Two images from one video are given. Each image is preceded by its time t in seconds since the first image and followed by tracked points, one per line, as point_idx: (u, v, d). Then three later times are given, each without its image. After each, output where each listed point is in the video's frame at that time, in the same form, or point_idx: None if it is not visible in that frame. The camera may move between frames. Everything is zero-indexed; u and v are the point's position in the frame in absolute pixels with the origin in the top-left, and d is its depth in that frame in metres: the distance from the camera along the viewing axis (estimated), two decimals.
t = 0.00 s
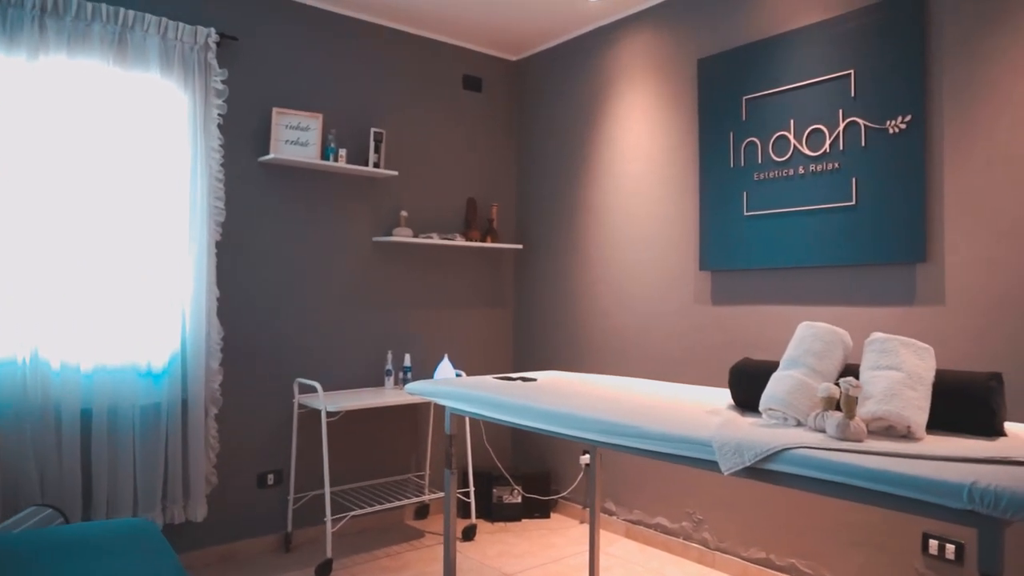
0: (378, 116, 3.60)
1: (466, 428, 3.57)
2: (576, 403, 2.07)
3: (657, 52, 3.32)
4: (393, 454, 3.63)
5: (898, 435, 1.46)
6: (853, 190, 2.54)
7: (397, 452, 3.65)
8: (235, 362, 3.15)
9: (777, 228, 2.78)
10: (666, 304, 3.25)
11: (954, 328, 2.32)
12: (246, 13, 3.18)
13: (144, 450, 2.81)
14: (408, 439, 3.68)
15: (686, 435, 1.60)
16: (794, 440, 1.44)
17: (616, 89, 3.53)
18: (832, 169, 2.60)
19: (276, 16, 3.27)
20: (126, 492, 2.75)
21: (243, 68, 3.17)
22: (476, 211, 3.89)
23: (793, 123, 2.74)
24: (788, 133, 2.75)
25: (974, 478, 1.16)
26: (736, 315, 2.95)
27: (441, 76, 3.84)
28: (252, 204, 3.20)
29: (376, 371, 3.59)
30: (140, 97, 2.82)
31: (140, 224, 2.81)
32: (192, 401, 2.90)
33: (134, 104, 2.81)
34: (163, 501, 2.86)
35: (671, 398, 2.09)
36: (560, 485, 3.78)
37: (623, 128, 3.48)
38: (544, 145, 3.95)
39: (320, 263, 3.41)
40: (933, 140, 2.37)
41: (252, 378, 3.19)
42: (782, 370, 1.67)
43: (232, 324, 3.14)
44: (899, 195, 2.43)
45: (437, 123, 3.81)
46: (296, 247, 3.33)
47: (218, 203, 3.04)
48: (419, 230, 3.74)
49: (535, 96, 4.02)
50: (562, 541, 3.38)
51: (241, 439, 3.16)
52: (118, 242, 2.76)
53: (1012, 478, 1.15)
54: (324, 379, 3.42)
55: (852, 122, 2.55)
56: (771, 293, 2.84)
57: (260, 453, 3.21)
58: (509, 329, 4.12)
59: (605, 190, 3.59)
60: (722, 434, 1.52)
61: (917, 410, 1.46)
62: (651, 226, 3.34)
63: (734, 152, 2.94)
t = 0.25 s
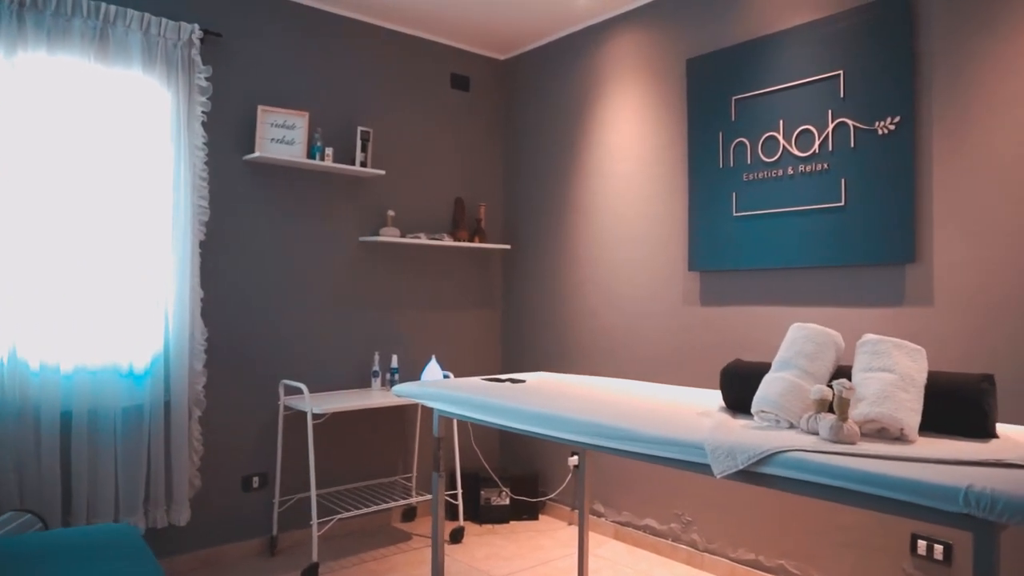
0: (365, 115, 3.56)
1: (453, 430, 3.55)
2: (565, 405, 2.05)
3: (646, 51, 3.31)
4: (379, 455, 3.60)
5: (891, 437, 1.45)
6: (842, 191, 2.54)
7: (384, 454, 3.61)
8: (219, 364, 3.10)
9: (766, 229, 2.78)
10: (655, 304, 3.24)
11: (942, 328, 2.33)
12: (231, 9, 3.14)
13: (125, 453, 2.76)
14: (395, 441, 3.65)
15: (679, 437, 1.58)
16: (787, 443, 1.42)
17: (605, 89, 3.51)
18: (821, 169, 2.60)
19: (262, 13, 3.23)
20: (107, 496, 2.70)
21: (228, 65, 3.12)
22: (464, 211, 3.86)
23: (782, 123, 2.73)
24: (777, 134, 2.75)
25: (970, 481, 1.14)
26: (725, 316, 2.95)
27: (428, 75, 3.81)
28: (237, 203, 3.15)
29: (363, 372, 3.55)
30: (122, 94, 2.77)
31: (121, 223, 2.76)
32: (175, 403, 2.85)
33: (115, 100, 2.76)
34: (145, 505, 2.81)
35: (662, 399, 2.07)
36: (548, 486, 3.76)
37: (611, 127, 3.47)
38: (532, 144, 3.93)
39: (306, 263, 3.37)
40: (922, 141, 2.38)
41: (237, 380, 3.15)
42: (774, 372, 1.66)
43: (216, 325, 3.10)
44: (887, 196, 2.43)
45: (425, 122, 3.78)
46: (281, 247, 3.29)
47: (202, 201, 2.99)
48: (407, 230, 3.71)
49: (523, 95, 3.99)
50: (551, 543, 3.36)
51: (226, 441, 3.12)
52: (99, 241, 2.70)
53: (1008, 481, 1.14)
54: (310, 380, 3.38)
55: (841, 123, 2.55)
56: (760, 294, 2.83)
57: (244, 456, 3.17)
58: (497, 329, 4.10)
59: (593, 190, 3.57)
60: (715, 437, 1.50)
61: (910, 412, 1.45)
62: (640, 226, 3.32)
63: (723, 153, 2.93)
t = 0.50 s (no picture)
0: (352, 113, 3.52)
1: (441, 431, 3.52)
2: (555, 407, 2.02)
3: (636, 51, 3.29)
4: (366, 457, 3.56)
5: (884, 440, 1.44)
6: (831, 192, 2.54)
7: (371, 456, 3.58)
8: (203, 365, 3.05)
9: (756, 229, 2.77)
10: (642, 306, 3.24)
11: (933, 329, 2.33)
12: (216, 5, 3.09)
13: (106, 456, 2.70)
14: (382, 443, 3.61)
15: (671, 440, 1.56)
16: (781, 446, 1.41)
17: (594, 88, 3.49)
18: (811, 170, 2.60)
19: (247, 9, 3.18)
20: (87, 501, 2.64)
21: (212, 62, 3.08)
22: (452, 210, 3.83)
23: (771, 123, 2.73)
24: (766, 134, 2.74)
25: (966, 485, 1.13)
26: (714, 317, 2.94)
27: (416, 73, 3.77)
28: (221, 202, 3.10)
29: (349, 374, 3.52)
30: (104, 91, 2.72)
31: (102, 222, 2.70)
32: (158, 405, 2.80)
33: (96, 97, 2.70)
34: (127, 510, 2.76)
35: (652, 401, 2.06)
36: (536, 488, 3.74)
37: (600, 127, 3.46)
38: (520, 144, 3.91)
39: (292, 263, 3.33)
40: (911, 141, 2.38)
41: (221, 381, 3.10)
42: (766, 373, 1.65)
43: (200, 325, 3.05)
44: (877, 197, 2.43)
45: (412, 121, 3.75)
46: (267, 247, 3.25)
47: (186, 200, 2.94)
48: (394, 230, 3.67)
49: (512, 94, 3.97)
50: (539, 545, 3.34)
51: (210, 444, 3.07)
52: (80, 240, 2.65)
53: (1003, 485, 1.13)
54: (296, 382, 3.34)
55: (830, 124, 2.55)
56: (749, 294, 2.83)
57: (229, 459, 3.12)
58: (485, 330, 4.07)
59: (582, 190, 3.56)
60: (708, 440, 1.49)
61: (903, 415, 1.44)
62: (629, 227, 3.31)
63: (713, 153, 2.92)
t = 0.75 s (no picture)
0: (338, 112, 3.49)
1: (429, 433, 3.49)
2: (545, 409, 2.00)
3: (625, 51, 3.28)
4: (353, 460, 3.52)
5: (877, 442, 1.43)
6: (820, 192, 2.54)
7: (358, 458, 3.54)
8: (186, 367, 3.01)
9: (746, 230, 2.76)
10: (631, 306, 3.23)
11: (922, 330, 2.33)
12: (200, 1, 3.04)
13: (88, 460, 2.65)
14: (369, 445, 3.58)
15: (662, 443, 1.55)
16: (775, 449, 1.39)
17: (583, 87, 3.48)
18: (800, 171, 2.60)
19: (232, 6, 3.14)
20: (68, 505, 2.59)
21: (196, 59, 3.03)
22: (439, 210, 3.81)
23: (761, 124, 2.72)
24: (756, 135, 2.74)
25: (962, 489, 1.13)
26: (703, 318, 2.93)
27: (404, 72, 3.74)
28: (205, 201, 3.06)
29: (336, 375, 3.48)
30: (85, 87, 2.66)
31: (84, 221, 2.65)
32: (141, 408, 2.75)
33: (77, 93, 2.65)
34: (109, 514, 2.70)
35: (642, 403, 2.04)
36: (524, 489, 3.73)
37: (589, 127, 3.44)
38: (508, 143, 3.89)
39: (277, 263, 3.29)
40: (900, 142, 2.38)
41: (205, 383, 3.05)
42: (757, 375, 1.64)
43: (183, 326, 3.00)
44: (866, 198, 2.43)
45: (400, 120, 3.72)
46: (252, 246, 3.20)
47: (170, 200, 2.89)
48: (381, 230, 3.64)
49: (500, 93, 3.95)
50: (528, 547, 3.32)
51: (193, 447, 3.02)
52: (54, 239, 2.58)
53: (1000, 489, 1.12)
54: (282, 383, 3.29)
55: (820, 124, 2.55)
56: (738, 295, 2.82)
57: (213, 462, 3.07)
58: (473, 331, 4.05)
59: (571, 190, 3.54)
60: (700, 443, 1.47)
61: (895, 417, 1.43)
62: (618, 227, 3.30)
63: (702, 153, 2.92)
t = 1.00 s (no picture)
0: (325, 110, 3.45)
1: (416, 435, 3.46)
2: (535, 412, 1.98)
3: (614, 50, 3.27)
4: (340, 462, 3.49)
5: (870, 445, 1.42)
6: (810, 193, 2.53)
7: (345, 460, 3.50)
8: (170, 368, 2.96)
9: (736, 231, 2.76)
10: (619, 307, 3.22)
11: (910, 331, 2.33)
12: None
13: (68, 463, 2.60)
14: (356, 447, 3.54)
15: (654, 446, 1.53)
16: (768, 452, 1.38)
17: (572, 87, 3.46)
18: (789, 171, 2.59)
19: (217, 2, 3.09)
20: (48, 510, 2.54)
21: (180, 56, 2.98)
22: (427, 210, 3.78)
23: (751, 124, 2.72)
24: (745, 135, 2.73)
25: (958, 493, 1.12)
26: (691, 318, 2.93)
27: (391, 71, 3.71)
28: (190, 200, 3.01)
29: (323, 376, 3.44)
30: (66, 83, 2.61)
31: (64, 219, 2.60)
32: (123, 410, 2.70)
33: (58, 90, 2.59)
34: (90, 519, 2.65)
35: (633, 405, 2.02)
36: (513, 491, 3.71)
37: (578, 126, 3.43)
38: (497, 143, 3.87)
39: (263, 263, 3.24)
40: (889, 143, 2.38)
41: (189, 385, 3.01)
42: (750, 377, 1.62)
43: (167, 327, 2.96)
44: (855, 198, 2.43)
45: (387, 119, 3.69)
46: (237, 246, 3.16)
47: (153, 198, 2.85)
48: (369, 229, 3.61)
49: (488, 93, 3.93)
50: (516, 549, 3.30)
51: (177, 449, 2.97)
52: (33, 238, 2.53)
53: (996, 493, 1.11)
54: (267, 385, 3.25)
55: (809, 125, 2.54)
56: (727, 296, 2.81)
57: (197, 465, 3.03)
58: (461, 331, 4.02)
59: (559, 190, 3.52)
60: (693, 446, 1.46)
61: (888, 419, 1.42)
62: (607, 227, 3.29)
63: (691, 154, 2.91)
